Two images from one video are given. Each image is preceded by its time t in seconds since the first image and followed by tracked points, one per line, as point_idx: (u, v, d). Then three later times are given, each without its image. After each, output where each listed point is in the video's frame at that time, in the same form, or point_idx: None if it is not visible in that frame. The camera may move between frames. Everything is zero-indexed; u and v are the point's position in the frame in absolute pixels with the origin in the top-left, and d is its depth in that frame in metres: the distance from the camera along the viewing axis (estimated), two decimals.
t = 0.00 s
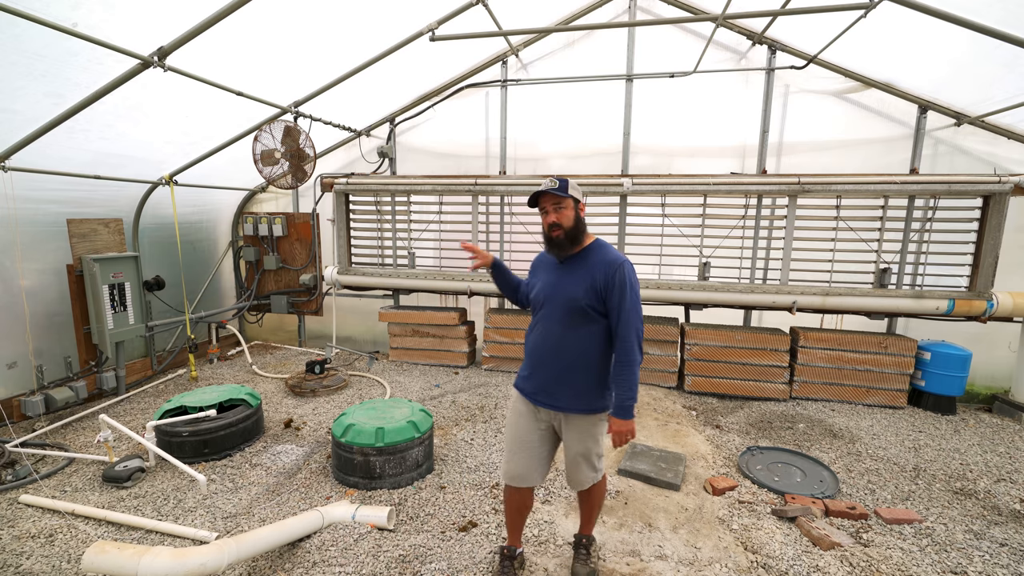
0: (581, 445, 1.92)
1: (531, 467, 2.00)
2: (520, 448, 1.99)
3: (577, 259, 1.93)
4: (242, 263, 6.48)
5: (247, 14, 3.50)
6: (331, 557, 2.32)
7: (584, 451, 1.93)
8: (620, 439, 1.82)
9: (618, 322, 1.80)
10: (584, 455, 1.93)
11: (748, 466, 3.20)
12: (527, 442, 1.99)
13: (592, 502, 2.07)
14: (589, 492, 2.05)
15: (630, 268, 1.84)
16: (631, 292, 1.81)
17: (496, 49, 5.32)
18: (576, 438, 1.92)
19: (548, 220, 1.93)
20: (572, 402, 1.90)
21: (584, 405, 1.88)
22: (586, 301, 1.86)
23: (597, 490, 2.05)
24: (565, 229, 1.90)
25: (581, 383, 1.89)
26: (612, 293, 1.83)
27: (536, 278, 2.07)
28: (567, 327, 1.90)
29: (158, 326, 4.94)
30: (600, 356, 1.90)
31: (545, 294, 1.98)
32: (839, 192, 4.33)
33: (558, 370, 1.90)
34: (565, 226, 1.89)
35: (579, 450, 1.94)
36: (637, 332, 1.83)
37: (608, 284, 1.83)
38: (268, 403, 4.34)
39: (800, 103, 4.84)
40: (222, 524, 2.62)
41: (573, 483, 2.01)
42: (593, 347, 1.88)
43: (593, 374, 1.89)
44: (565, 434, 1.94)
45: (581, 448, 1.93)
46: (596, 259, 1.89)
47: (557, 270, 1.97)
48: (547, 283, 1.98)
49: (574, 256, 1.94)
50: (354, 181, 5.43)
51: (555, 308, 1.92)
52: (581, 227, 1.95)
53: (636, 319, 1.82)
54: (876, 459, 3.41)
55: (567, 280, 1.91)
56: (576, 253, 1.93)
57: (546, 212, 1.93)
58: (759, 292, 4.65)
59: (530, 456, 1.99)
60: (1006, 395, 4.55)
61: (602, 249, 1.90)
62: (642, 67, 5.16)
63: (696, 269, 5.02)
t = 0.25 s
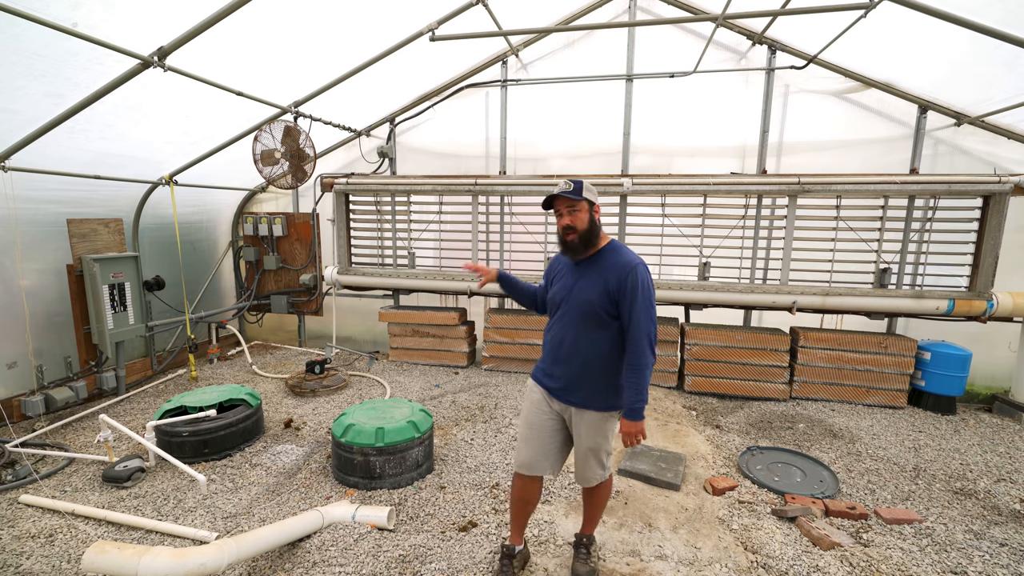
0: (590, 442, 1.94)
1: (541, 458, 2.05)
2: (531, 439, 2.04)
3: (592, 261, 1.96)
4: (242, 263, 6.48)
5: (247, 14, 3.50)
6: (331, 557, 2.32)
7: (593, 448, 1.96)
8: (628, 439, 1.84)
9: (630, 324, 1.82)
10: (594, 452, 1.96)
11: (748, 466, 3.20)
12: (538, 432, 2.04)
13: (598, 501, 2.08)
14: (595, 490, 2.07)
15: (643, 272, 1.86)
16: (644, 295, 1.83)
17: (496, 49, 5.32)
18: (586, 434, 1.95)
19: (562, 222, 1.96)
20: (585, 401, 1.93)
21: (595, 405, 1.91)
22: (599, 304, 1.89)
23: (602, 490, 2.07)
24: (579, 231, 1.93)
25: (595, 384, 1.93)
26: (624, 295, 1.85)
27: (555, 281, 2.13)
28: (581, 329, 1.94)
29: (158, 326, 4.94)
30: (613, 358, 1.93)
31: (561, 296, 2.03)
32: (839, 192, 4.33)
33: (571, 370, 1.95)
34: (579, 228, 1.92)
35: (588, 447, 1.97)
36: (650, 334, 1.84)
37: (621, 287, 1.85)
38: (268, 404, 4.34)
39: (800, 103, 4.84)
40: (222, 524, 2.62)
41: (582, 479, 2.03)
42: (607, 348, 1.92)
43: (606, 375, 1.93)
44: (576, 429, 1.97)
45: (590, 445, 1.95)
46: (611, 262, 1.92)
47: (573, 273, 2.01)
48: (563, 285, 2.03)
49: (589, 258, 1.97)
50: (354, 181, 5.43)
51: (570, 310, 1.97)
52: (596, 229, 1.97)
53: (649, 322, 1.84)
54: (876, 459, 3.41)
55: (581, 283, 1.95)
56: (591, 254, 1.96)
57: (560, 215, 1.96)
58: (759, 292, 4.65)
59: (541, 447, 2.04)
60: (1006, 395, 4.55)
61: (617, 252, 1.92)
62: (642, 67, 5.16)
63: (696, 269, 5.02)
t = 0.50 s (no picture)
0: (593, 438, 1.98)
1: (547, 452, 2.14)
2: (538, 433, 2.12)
3: (601, 262, 2.00)
4: (242, 263, 6.48)
5: (247, 14, 3.50)
6: (331, 557, 2.32)
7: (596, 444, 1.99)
8: (617, 433, 1.86)
9: (637, 324, 1.85)
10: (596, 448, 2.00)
11: (748, 466, 3.20)
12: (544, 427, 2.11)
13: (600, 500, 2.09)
14: (596, 490, 2.08)
15: (653, 274, 1.88)
16: (653, 297, 1.85)
17: (496, 49, 5.32)
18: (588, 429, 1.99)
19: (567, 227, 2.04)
20: (589, 396, 1.98)
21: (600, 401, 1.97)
22: (609, 304, 1.93)
23: (604, 490, 2.08)
24: (578, 237, 2.00)
25: (600, 381, 1.98)
26: (633, 296, 1.87)
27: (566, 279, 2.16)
28: (590, 327, 1.98)
29: (158, 326, 4.94)
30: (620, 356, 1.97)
31: (572, 295, 2.07)
32: (839, 192, 4.33)
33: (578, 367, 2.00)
34: (577, 234, 1.99)
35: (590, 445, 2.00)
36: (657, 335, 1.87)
37: (630, 288, 1.88)
38: (268, 403, 4.34)
39: (800, 103, 4.84)
40: (222, 524, 2.62)
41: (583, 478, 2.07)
42: (614, 346, 1.96)
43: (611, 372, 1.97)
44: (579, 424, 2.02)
45: (593, 442, 1.99)
46: (621, 263, 1.94)
47: (584, 273, 2.05)
48: (574, 285, 2.07)
49: (597, 259, 2.01)
50: (354, 181, 5.43)
51: (579, 308, 2.01)
52: (599, 233, 1.99)
53: (656, 323, 1.86)
54: (876, 459, 3.41)
55: (592, 283, 1.98)
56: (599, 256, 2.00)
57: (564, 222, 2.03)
58: (759, 292, 4.65)
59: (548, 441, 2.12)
60: (1006, 395, 4.55)
61: (628, 254, 1.94)
62: (642, 67, 5.16)
63: (696, 269, 5.02)
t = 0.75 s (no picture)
0: (591, 436, 2.01)
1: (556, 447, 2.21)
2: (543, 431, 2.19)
3: (598, 262, 2.02)
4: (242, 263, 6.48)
5: (247, 14, 3.50)
6: (331, 557, 2.32)
7: (594, 443, 2.01)
8: (627, 432, 1.86)
9: (635, 322, 1.87)
10: (595, 446, 2.01)
11: (748, 466, 3.20)
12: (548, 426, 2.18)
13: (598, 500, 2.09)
14: (595, 490, 2.09)
15: (650, 273, 1.91)
16: (650, 295, 1.87)
17: (496, 49, 5.32)
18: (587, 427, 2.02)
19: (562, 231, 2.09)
20: (589, 393, 2.01)
21: (599, 398, 1.99)
22: (606, 303, 1.96)
23: (603, 490, 2.09)
24: (571, 239, 2.04)
25: (599, 378, 2.00)
26: (630, 296, 1.90)
27: (565, 279, 2.19)
28: (588, 326, 2.00)
29: (159, 326, 4.94)
30: (618, 354, 1.99)
31: (570, 294, 2.10)
32: (839, 192, 4.33)
33: (578, 365, 2.03)
34: (570, 237, 2.03)
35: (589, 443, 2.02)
36: (654, 333, 1.89)
37: (627, 287, 1.90)
38: (268, 403, 4.34)
39: (800, 103, 4.84)
40: (222, 524, 2.62)
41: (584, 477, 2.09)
42: (613, 345, 1.99)
43: (610, 370, 1.99)
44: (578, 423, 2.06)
45: (592, 441, 2.01)
46: (618, 262, 1.97)
47: (582, 273, 2.08)
48: (572, 285, 2.10)
49: (595, 260, 2.04)
50: (354, 181, 5.43)
51: (578, 307, 2.04)
52: (593, 235, 2.02)
53: (653, 321, 1.88)
54: (876, 459, 3.41)
55: (590, 283, 2.01)
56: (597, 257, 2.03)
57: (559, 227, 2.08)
58: (759, 292, 4.65)
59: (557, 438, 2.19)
60: (1006, 395, 4.55)
61: (624, 254, 1.97)
62: (642, 67, 5.16)
63: (696, 269, 5.02)
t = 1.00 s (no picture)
0: (585, 429, 2.03)
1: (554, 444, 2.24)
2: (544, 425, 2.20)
3: (592, 260, 2.06)
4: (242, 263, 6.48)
5: (247, 14, 3.50)
6: (331, 557, 2.32)
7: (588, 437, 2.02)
8: (635, 425, 1.90)
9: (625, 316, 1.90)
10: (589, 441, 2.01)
11: (748, 466, 3.20)
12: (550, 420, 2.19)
13: (595, 498, 2.09)
14: (591, 488, 2.09)
15: (640, 269, 1.93)
16: (640, 291, 1.90)
17: (496, 49, 5.32)
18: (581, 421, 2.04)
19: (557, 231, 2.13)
20: (583, 386, 2.03)
21: (592, 392, 2.01)
22: (598, 299, 1.99)
23: (599, 488, 2.09)
24: (564, 239, 2.09)
25: (592, 372, 2.02)
26: (621, 292, 1.93)
27: (562, 278, 2.24)
28: (581, 322, 2.04)
29: (158, 326, 4.94)
30: (612, 350, 2.01)
31: (565, 291, 2.15)
32: (839, 192, 4.33)
33: (572, 360, 2.06)
34: (563, 236, 2.08)
35: (584, 438, 2.03)
36: (646, 327, 1.90)
37: (618, 283, 1.93)
38: (268, 403, 4.34)
39: (800, 103, 4.84)
40: (222, 524, 2.62)
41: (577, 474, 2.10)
42: (606, 340, 2.01)
43: (604, 365, 2.01)
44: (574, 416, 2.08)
45: (586, 435, 2.02)
46: (610, 260, 2.00)
47: (577, 271, 2.12)
48: (568, 282, 2.14)
49: (589, 259, 2.08)
50: (354, 181, 5.43)
51: (572, 303, 2.08)
52: (585, 235, 2.06)
53: (644, 316, 1.90)
54: (876, 459, 3.41)
55: (583, 280, 2.05)
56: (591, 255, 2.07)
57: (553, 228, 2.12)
58: (759, 292, 4.65)
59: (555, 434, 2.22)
60: (1006, 395, 4.55)
61: (615, 252, 2.00)
62: (642, 67, 5.16)
63: (696, 269, 5.02)
